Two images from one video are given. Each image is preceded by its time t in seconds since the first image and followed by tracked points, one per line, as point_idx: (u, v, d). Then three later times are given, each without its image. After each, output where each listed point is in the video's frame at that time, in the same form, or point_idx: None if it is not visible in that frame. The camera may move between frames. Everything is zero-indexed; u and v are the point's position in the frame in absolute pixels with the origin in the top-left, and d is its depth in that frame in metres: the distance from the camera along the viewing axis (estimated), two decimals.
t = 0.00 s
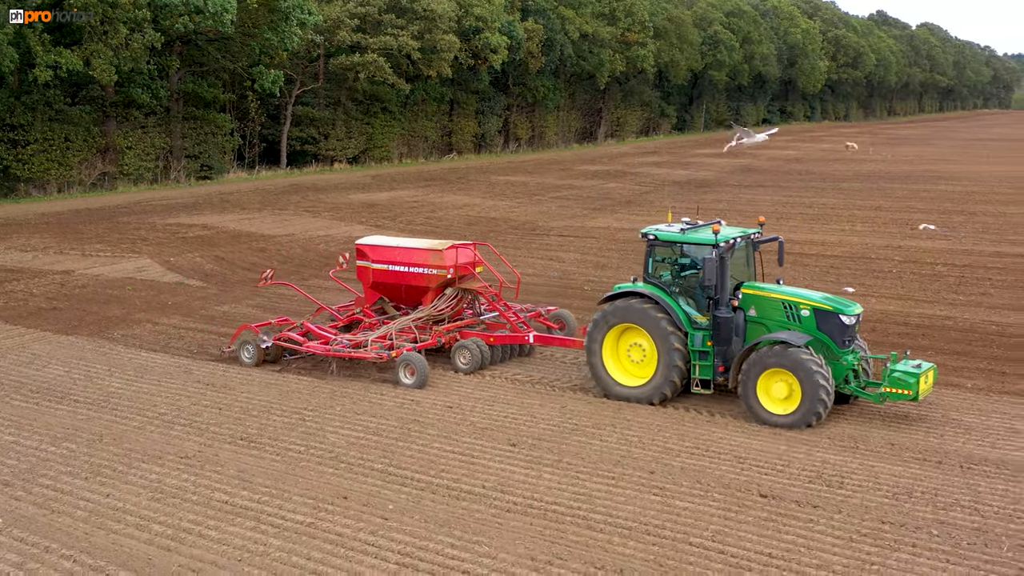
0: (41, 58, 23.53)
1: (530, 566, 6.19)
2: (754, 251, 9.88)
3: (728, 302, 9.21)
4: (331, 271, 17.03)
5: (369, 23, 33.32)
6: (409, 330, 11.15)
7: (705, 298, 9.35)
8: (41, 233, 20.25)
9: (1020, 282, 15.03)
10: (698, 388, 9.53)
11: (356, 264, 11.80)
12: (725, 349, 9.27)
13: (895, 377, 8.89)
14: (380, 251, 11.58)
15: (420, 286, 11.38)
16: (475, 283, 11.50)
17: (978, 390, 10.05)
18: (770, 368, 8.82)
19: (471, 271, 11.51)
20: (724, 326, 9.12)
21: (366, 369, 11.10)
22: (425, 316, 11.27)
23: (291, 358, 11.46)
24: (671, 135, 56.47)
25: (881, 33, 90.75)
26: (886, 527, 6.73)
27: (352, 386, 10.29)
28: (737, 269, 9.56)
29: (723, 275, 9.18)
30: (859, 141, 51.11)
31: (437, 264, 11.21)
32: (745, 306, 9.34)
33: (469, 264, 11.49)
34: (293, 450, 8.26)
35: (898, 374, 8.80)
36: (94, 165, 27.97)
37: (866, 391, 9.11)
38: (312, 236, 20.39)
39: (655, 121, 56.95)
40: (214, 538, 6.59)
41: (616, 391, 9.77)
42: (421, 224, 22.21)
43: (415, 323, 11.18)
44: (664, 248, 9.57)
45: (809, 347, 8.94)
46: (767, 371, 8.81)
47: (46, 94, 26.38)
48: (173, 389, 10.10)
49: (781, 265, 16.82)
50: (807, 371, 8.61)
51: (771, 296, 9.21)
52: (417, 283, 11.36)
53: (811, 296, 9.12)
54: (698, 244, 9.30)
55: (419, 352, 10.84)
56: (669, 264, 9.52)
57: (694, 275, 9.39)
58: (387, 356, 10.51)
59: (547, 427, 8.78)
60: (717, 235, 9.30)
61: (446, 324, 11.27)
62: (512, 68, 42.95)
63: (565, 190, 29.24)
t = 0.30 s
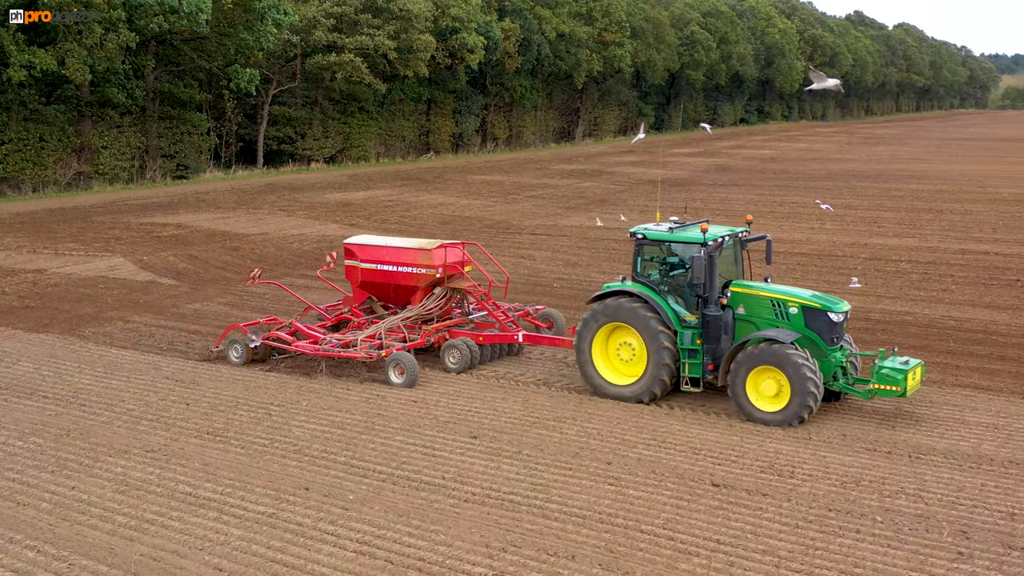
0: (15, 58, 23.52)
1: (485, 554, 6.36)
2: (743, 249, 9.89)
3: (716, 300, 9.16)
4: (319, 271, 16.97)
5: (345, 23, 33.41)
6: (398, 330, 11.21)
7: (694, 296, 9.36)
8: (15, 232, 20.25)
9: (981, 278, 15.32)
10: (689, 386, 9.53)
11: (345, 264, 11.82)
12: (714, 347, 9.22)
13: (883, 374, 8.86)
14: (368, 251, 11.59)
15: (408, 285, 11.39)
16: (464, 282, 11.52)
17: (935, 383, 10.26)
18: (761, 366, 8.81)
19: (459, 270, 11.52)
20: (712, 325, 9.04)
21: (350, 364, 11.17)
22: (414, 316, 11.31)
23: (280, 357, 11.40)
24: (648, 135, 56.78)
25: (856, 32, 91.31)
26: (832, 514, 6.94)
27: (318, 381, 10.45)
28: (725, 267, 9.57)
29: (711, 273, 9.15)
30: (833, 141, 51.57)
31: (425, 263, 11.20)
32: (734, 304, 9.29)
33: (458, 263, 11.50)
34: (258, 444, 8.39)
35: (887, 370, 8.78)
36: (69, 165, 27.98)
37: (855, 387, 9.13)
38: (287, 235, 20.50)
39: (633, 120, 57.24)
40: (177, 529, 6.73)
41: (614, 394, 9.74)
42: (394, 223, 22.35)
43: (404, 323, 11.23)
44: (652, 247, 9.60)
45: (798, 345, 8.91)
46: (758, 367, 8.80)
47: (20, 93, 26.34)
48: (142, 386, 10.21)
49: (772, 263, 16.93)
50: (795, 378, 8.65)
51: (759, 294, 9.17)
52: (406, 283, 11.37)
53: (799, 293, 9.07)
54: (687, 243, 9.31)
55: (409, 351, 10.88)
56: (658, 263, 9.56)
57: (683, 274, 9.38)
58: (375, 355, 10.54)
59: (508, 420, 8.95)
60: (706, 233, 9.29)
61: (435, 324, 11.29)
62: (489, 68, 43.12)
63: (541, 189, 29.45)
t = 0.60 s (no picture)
0: None
1: (438, 541, 6.52)
2: (731, 249, 9.93)
3: (707, 299, 9.30)
4: (309, 273, 16.98)
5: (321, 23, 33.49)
6: (388, 329, 11.21)
7: (684, 295, 9.41)
8: None
9: (942, 274, 15.59)
10: (679, 385, 9.57)
11: (335, 263, 11.96)
12: (706, 346, 9.31)
13: (877, 370, 8.88)
14: (359, 251, 11.72)
15: (398, 284, 11.46)
16: (454, 282, 11.52)
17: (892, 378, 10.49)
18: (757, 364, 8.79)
19: (449, 270, 11.58)
20: (703, 323, 9.20)
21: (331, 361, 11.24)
22: (404, 316, 11.33)
23: (269, 356, 11.39)
24: (625, 134, 57.03)
25: (832, 32, 91.84)
26: (779, 502, 7.15)
27: (285, 377, 10.59)
28: (715, 265, 9.61)
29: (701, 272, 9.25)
30: (808, 141, 51.91)
31: (416, 262, 11.25)
32: (724, 302, 9.43)
33: (447, 263, 11.55)
34: (221, 437, 8.54)
35: (879, 367, 8.83)
36: (43, 164, 27.96)
37: (846, 383, 9.18)
38: (260, 234, 20.59)
39: (610, 120, 57.49)
40: (138, 520, 6.87)
41: (615, 395, 9.69)
42: (368, 222, 22.47)
43: (394, 322, 11.24)
44: (642, 247, 9.64)
45: (790, 342, 9.03)
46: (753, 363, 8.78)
47: None
48: (109, 381, 10.33)
49: (755, 261, 17.07)
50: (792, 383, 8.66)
51: (750, 293, 9.30)
52: (396, 282, 11.45)
53: (790, 291, 9.20)
54: (676, 242, 9.34)
55: (399, 351, 10.82)
56: (648, 263, 9.61)
57: (673, 273, 9.43)
58: (367, 354, 10.45)
59: (469, 414, 9.14)
60: (695, 232, 9.33)
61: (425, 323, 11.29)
62: (465, 68, 43.25)
63: (516, 188, 29.62)
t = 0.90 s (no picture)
0: None
1: (390, 531, 6.67)
2: (724, 248, 9.96)
3: (700, 299, 9.29)
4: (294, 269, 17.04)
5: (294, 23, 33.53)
6: (378, 329, 11.13)
7: (677, 295, 9.44)
8: None
9: (902, 271, 15.86)
10: (672, 384, 9.59)
11: (324, 263, 11.80)
12: (698, 346, 9.32)
13: (868, 371, 8.96)
14: (348, 250, 11.59)
15: (388, 284, 11.35)
16: (445, 282, 11.44)
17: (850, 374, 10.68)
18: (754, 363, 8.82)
19: (440, 270, 11.47)
20: (697, 323, 9.20)
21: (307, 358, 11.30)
22: (394, 316, 11.23)
23: (260, 357, 11.36)
24: (601, 134, 57.25)
25: (808, 32, 92.38)
26: (726, 492, 7.34)
27: (250, 374, 10.72)
28: (708, 265, 9.66)
29: (695, 272, 9.25)
30: (782, 141, 52.25)
31: (406, 263, 11.16)
32: (717, 302, 9.41)
33: (438, 263, 11.44)
34: (182, 433, 8.66)
35: (871, 368, 8.91)
36: (14, 164, 27.88)
37: (838, 383, 9.25)
38: (232, 233, 20.66)
39: (586, 120, 57.69)
40: (96, 512, 6.98)
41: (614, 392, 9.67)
42: (340, 221, 22.58)
43: (385, 322, 11.16)
44: (635, 247, 9.66)
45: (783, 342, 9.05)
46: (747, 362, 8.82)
47: None
48: (75, 379, 10.41)
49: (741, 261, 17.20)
50: (786, 385, 8.70)
51: (743, 293, 9.30)
52: (386, 282, 11.35)
53: (782, 291, 9.21)
54: (669, 242, 9.37)
55: (391, 351, 10.80)
56: (641, 263, 9.63)
57: (666, 273, 9.45)
58: (358, 355, 10.40)
59: (429, 409, 9.30)
60: (689, 232, 9.37)
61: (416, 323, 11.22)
62: (439, 68, 43.31)
63: (489, 187, 29.73)
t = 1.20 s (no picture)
0: None
1: (344, 522, 6.80)
2: (718, 248, 9.92)
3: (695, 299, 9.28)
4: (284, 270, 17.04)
5: (268, 23, 33.53)
6: (370, 330, 11.08)
7: (671, 295, 9.39)
8: None
9: (863, 269, 16.08)
10: (667, 384, 9.57)
11: (314, 263, 11.62)
12: (693, 346, 9.29)
13: (863, 371, 8.94)
14: (338, 250, 11.44)
15: (379, 285, 11.24)
16: (437, 282, 11.38)
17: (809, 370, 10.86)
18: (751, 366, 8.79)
19: (432, 270, 11.40)
20: (692, 323, 9.16)
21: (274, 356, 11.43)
22: (386, 316, 11.17)
23: (250, 357, 11.33)
24: (576, 134, 57.47)
25: (783, 33, 92.87)
26: (675, 482, 7.51)
27: (216, 372, 10.79)
28: (702, 266, 9.63)
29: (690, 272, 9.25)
30: (756, 141, 52.61)
31: (399, 263, 11.06)
32: (712, 303, 9.41)
33: (430, 263, 11.38)
34: (143, 428, 8.76)
35: (865, 368, 8.89)
36: None
37: (832, 384, 9.26)
38: (202, 232, 20.71)
39: (562, 119, 57.88)
40: (53, 506, 7.08)
41: (614, 391, 9.57)
42: (312, 220, 22.66)
43: (377, 323, 11.09)
44: (630, 246, 9.61)
45: (777, 342, 9.06)
46: (744, 363, 8.80)
47: None
48: (39, 377, 10.47)
49: (735, 262, 17.22)
50: (781, 390, 8.72)
51: (738, 294, 9.31)
52: (378, 282, 11.24)
53: (777, 292, 9.22)
54: (664, 242, 9.33)
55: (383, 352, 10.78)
56: (635, 262, 9.58)
57: (660, 273, 9.41)
58: (351, 356, 10.36)
59: (388, 404, 9.45)
60: (684, 232, 9.32)
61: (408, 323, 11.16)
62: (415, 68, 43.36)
63: (462, 186, 29.84)
